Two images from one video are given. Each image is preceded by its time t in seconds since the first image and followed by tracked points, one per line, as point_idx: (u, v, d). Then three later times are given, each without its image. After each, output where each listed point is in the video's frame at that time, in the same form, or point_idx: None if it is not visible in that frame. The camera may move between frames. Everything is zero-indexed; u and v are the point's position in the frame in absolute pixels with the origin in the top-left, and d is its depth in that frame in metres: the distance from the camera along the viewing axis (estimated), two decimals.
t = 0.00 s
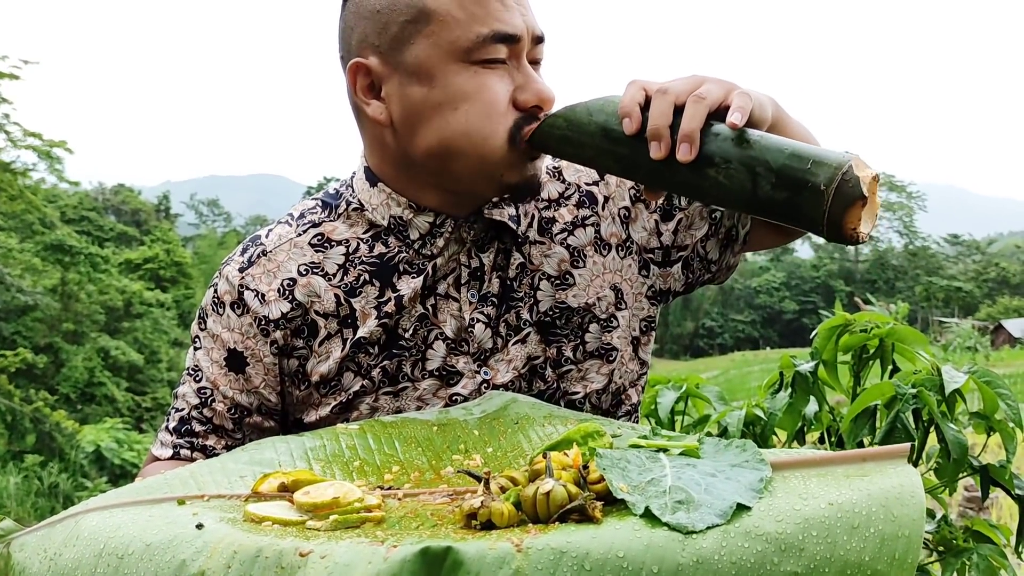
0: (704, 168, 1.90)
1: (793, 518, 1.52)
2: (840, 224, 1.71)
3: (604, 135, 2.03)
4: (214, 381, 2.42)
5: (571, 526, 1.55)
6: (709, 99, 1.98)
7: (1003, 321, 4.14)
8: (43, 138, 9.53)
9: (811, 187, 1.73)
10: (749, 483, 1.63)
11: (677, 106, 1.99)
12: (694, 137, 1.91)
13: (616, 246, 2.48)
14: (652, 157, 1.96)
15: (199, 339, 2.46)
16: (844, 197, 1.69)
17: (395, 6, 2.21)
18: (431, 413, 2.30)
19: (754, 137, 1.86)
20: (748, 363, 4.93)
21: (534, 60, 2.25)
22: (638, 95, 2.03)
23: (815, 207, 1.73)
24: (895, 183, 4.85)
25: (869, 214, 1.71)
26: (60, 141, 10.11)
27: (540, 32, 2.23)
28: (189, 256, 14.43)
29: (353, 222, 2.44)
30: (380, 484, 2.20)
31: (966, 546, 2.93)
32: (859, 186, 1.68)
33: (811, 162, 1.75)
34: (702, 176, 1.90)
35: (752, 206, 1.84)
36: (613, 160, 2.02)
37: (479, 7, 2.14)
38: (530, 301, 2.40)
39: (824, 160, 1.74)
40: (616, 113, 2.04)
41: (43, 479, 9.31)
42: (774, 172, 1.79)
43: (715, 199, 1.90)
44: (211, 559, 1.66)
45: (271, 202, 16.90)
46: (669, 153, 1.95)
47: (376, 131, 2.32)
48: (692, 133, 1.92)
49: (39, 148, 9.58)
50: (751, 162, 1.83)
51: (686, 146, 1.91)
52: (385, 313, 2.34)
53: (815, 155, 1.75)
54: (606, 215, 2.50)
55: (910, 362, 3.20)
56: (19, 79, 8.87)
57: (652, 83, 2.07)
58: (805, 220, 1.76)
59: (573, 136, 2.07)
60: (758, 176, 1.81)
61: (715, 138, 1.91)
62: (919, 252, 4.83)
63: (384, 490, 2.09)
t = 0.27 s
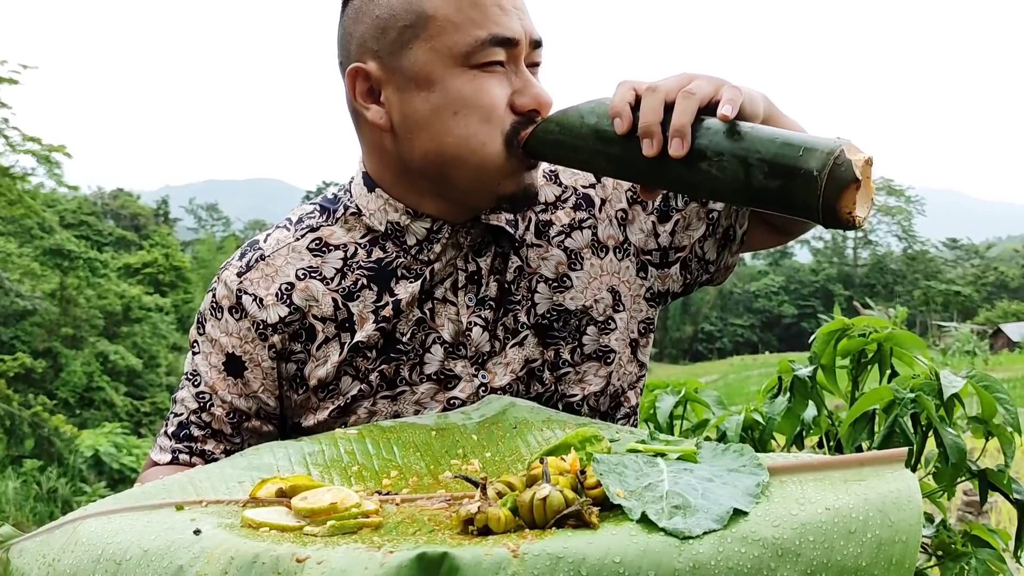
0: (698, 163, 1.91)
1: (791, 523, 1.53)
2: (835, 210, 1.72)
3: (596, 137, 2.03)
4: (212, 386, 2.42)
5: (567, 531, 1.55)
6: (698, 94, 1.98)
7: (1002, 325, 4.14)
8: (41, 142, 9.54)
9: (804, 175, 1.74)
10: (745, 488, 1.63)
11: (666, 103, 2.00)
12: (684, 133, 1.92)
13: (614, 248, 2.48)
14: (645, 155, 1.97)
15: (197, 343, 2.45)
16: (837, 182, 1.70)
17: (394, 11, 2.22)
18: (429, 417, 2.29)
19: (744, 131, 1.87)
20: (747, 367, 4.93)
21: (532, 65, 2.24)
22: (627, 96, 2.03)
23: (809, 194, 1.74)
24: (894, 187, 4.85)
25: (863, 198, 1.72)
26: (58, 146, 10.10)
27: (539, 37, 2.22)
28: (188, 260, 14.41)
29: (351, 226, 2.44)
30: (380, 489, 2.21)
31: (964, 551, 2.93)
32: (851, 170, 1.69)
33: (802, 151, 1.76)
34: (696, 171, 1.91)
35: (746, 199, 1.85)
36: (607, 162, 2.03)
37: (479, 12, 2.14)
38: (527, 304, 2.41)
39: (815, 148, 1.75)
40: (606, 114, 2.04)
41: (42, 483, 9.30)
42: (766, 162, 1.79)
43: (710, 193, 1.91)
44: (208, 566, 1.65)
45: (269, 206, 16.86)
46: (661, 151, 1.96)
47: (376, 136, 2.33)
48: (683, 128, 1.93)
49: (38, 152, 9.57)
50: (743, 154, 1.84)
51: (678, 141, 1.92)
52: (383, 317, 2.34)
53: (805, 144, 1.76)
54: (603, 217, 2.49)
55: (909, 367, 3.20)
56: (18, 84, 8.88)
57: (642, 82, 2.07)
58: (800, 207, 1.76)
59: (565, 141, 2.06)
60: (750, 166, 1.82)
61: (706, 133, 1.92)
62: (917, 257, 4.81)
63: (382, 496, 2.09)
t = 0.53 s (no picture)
0: (690, 143, 1.90)
1: (789, 526, 1.53)
2: (830, 175, 1.71)
3: (587, 127, 2.02)
4: (209, 389, 2.43)
5: (566, 535, 1.55)
6: (686, 75, 1.97)
7: (1001, 329, 4.14)
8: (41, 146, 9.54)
9: (796, 145, 1.74)
10: (743, 491, 1.63)
11: (654, 86, 1.98)
12: (674, 114, 1.91)
13: (610, 246, 2.48)
14: (637, 141, 1.96)
15: (195, 347, 2.46)
16: (829, 147, 1.70)
17: (388, 16, 2.23)
18: (427, 420, 2.29)
19: (734, 107, 1.86)
20: (746, 370, 4.93)
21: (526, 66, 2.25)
22: (616, 84, 2.02)
23: (803, 163, 1.73)
24: (893, 192, 4.86)
25: (858, 162, 1.72)
26: (57, 150, 10.11)
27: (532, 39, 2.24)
28: (188, 264, 14.40)
29: (348, 229, 2.44)
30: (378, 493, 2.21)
31: (964, 555, 2.93)
32: (842, 134, 1.70)
33: (791, 121, 1.76)
34: (688, 151, 1.90)
35: (741, 175, 1.84)
36: (600, 151, 2.01)
37: (472, 15, 2.16)
38: (524, 303, 2.40)
39: (804, 117, 1.75)
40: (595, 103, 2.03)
41: (41, 487, 9.30)
42: (758, 135, 1.79)
43: (704, 171, 1.89)
44: (205, 571, 1.65)
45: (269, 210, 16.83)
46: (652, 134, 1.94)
47: (370, 141, 2.33)
48: (672, 110, 1.91)
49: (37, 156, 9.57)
50: (734, 129, 1.84)
51: (668, 124, 1.91)
52: (380, 319, 2.34)
53: (795, 114, 1.77)
54: (599, 215, 2.49)
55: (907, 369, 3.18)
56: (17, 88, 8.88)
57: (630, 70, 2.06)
58: (795, 177, 1.76)
59: (558, 135, 2.06)
60: (742, 141, 1.81)
61: (697, 113, 1.91)
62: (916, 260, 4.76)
63: (380, 500, 2.09)
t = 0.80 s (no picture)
0: (682, 130, 1.88)
1: (784, 535, 1.52)
2: (824, 154, 1.69)
3: (578, 119, 2.01)
4: (205, 396, 2.40)
5: (557, 545, 1.54)
6: (674, 63, 1.95)
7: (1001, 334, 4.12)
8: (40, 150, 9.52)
9: (788, 128, 1.71)
10: (739, 499, 1.61)
11: (643, 75, 1.97)
12: (665, 101, 1.89)
13: (605, 246, 2.48)
14: (629, 130, 1.94)
15: (190, 354, 2.44)
16: (822, 126, 1.68)
17: (375, 21, 2.23)
18: (422, 427, 2.28)
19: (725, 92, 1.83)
20: (746, 376, 4.91)
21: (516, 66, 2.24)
22: (605, 75, 2.01)
23: (795, 143, 1.71)
24: (892, 197, 4.85)
25: (852, 141, 1.69)
26: (56, 155, 10.10)
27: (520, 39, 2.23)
28: (187, 268, 14.38)
29: (342, 234, 2.42)
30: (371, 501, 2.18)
31: (963, 562, 2.91)
32: (835, 113, 1.67)
33: (783, 103, 1.73)
34: (680, 138, 1.88)
35: (734, 159, 1.82)
36: (592, 144, 2.00)
37: (458, 16, 2.15)
38: (519, 306, 2.39)
39: (796, 98, 1.72)
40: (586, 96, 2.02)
41: (40, 492, 9.29)
42: (749, 118, 1.76)
43: (697, 157, 1.87)
44: None
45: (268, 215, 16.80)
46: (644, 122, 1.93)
47: (362, 147, 2.32)
48: (663, 97, 1.90)
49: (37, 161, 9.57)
50: (725, 113, 1.81)
51: (660, 110, 1.90)
52: (375, 324, 2.32)
53: (786, 95, 1.74)
54: (593, 215, 2.48)
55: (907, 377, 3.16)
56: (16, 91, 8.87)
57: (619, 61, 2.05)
58: (788, 157, 1.73)
59: (549, 130, 2.04)
60: (734, 124, 1.79)
61: (687, 100, 1.89)
62: (916, 264, 4.69)
63: (373, 507, 2.08)
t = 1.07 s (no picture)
0: (675, 120, 1.88)
1: (780, 529, 1.51)
2: (817, 139, 1.68)
3: (571, 113, 2.00)
4: (202, 398, 2.40)
5: (553, 540, 1.54)
6: (665, 54, 1.96)
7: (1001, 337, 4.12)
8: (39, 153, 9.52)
9: (780, 113, 1.71)
10: (735, 494, 1.61)
11: (635, 68, 1.97)
12: (656, 91, 1.90)
13: (602, 246, 2.47)
14: (621, 122, 1.94)
15: (187, 356, 2.43)
16: (814, 110, 1.67)
17: (367, 23, 2.23)
18: (419, 427, 2.26)
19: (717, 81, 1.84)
20: (746, 378, 4.90)
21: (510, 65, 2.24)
22: (596, 69, 2.02)
23: (788, 128, 1.70)
24: (891, 199, 4.84)
25: (845, 126, 1.69)
26: (56, 158, 10.09)
27: (512, 38, 2.23)
28: (187, 271, 14.36)
29: (339, 235, 2.41)
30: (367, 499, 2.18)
31: (964, 565, 2.90)
32: (826, 96, 1.67)
33: (773, 89, 1.73)
34: (673, 128, 1.88)
35: (727, 148, 1.82)
36: (586, 138, 1.99)
37: (450, 15, 2.15)
38: (517, 305, 2.38)
39: (787, 83, 1.72)
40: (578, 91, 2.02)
41: (39, 495, 9.28)
42: (741, 105, 1.76)
43: (690, 147, 1.87)
44: None
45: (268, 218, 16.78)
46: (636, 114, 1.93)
47: (356, 150, 2.31)
48: (654, 87, 1.90)
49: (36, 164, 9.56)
50: (717, 101, 1.81)
51: (651, 100, 1.89)
52: (371, 325, 2.31)
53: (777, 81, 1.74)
54: (590, 215, 2.48)
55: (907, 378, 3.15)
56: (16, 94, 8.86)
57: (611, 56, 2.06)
58: (781, 144, 1.72)
59: (543, 126, 2.04)
60: (726, 112, 1.79)
61: (680, 89, 1.89)
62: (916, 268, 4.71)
63: (369, 506, 2.06)
